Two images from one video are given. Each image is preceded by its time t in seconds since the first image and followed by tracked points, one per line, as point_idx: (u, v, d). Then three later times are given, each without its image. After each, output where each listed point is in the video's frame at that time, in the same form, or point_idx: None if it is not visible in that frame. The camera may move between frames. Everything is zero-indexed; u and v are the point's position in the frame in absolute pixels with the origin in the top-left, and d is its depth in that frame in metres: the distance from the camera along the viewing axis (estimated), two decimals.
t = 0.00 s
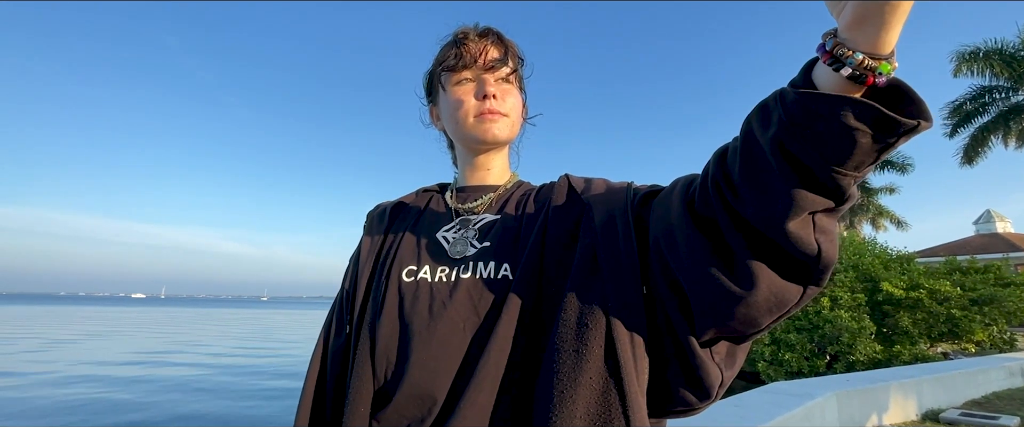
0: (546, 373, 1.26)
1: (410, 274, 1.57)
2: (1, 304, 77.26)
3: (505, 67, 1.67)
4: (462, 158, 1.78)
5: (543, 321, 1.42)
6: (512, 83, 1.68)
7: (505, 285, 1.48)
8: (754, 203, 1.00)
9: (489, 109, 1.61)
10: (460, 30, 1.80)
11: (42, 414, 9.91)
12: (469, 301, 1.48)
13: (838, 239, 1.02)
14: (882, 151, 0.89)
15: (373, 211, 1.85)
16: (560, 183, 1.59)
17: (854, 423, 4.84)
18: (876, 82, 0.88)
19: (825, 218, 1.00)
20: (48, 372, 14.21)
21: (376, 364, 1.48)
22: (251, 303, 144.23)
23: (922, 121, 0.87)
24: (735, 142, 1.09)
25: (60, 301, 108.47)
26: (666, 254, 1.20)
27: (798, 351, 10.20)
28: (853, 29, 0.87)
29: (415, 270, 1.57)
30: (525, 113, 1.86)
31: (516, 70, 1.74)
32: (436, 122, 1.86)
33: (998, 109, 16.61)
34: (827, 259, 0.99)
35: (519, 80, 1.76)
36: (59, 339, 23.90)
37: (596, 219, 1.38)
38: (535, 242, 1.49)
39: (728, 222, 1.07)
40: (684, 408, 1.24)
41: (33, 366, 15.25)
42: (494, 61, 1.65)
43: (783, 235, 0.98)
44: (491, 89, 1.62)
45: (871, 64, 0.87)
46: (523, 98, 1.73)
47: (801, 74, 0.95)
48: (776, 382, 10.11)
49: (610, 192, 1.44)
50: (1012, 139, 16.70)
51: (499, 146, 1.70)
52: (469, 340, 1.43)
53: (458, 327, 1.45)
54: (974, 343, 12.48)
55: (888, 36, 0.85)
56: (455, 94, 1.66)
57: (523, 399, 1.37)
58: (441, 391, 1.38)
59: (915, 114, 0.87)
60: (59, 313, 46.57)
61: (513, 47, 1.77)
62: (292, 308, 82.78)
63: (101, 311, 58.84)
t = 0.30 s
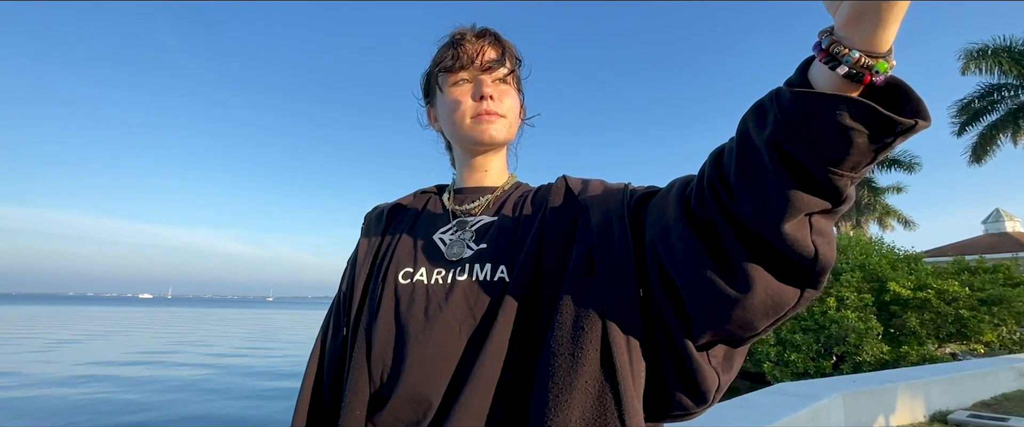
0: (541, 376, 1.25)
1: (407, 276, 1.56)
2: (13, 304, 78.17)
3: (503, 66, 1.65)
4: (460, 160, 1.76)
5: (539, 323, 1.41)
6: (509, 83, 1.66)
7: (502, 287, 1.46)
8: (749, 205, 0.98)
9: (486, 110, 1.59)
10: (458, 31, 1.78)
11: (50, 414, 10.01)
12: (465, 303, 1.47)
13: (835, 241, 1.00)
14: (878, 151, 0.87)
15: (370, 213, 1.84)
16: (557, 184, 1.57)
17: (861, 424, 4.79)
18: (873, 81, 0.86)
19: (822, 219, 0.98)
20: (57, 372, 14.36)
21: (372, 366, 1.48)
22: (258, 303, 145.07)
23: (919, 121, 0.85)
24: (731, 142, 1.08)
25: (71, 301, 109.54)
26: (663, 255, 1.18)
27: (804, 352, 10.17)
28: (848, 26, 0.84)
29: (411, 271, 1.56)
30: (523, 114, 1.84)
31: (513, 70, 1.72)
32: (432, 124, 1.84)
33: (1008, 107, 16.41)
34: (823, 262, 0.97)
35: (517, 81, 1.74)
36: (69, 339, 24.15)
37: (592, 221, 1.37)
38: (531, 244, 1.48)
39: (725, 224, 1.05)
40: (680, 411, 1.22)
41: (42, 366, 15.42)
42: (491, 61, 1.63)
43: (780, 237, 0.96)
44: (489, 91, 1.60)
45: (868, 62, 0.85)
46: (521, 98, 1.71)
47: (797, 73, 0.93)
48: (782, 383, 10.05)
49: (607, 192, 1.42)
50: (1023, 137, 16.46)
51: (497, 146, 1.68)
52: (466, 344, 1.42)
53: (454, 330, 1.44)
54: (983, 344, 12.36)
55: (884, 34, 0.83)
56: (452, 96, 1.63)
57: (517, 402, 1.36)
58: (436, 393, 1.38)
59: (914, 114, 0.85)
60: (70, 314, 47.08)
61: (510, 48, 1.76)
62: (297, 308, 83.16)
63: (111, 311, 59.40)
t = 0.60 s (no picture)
0: (535, 380, 1.23)
1: (402, 279, 1.55)
2: (27, 305, 79.16)
3: (498, 67, 1.63)
4: (457, 161, 1.74)
5: (535, 327, 1.40)
6: (505, 83, 1.64)
7: (497, 290, 1.45)
8: (745, 206, 0.96)
9: (482, 110, 1.57)
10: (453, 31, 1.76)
11: (60, 414, 10.11)
12: (459, 305, 1.45)
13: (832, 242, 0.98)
14: (874, 152, 0.84)
15: (368, 215, 1.83)
16: (554, 185, 1.56)
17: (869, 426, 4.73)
18: (869, 78, 0.83)
19: (818, 221, 0.96)
20: (69, 372, 14.54)
21: (367, 368, 1.47)
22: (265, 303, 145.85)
23: (917, 120, 0.83)
24: (727, 143, 1.05)
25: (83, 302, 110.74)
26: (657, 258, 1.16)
27: (811, 353, 10.09)
28: (844, 22, 0.82)
29: (406, 274, 1.55)
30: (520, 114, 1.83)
31: (510, 70, 1.71)
32: (430, 124, 1.82)
33: (1018, 104, 16.20)
34: (819, 265, 0.95)
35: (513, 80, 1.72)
36: (81, 340, 24.44)
37: (587, 223, 1.35)
38: (526, 246, 1.46)
39: (718, 228, 1.03)
40: (677, 416, 1.20)
41: (53, 366, 15.60)
42: (487, 61, 1.61)
43: (774, 241, 0.94)
44: (484, 93, 1.59)
45: (865, 60, 0.82)
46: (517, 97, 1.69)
47: (791, 72, 0.90)
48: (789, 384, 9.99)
49: (604, 194, 1.40)
50: None
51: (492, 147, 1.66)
52: (461, 348, 1.41)
53: (448, 334, 1.43)
54: (993, 344, 12.21)
55: (880, 32, 0.80)
56: (448, 96, 1.61)
57: (512, 406, 1.34)
58: (430, 397, 1.36)
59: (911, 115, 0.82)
60: (82, 315, 47.62)
61: (507, 47, 1.73)
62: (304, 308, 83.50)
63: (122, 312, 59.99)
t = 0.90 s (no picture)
0: (518, 390, 1.20)
1: (391, 286, 1.53)
2: (61, 305, 81.54)
3: (488, 70, 1.61)
4: (448, 165, 1.73)
5: (523, 336, 1.37)
6: (495, 85, 1.62)
7: (484, 298, 1.42)
8: (726, 215, 0.91)
9: (471, 114, 1.55)
10: (442, 34, 1.74)
11: (83, 413, 10.34)
12: (447, 313, 1.43)
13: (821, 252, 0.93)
14: (856, 156, 0.80)
15: (361, 222, 1.81)
16: (544, 190, 1.52)
17: None
18: (851, 79, 0.78)
19: (804, 230, 0.90)
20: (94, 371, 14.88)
21: (356, 376, 1.46)
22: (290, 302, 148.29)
23: (901, 123, 0.78)
24: (708, 149, 1.01)
25: (115, 302, 113.65)
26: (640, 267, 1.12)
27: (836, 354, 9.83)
28: (822, 21, 0.77)
29: (395, 281, 1.53)
30: (513, 117, 1.80)
31: (500, 73, 1.69)
32: (421, 129, 1.80)
33: None
34: (803, 276, 0.90)
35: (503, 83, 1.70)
36: (107, 340, 24.99)
37: (573, 230, 1.32)
38: (513, 254, 1.43)
39: (701, 237, 0.99)
40: None
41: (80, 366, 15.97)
42: (475, 65, 1.59)
43: (756, 250, 0.89)
44: (473, 95, 1.57)
45: (844, 59, 0.77)
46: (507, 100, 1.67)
47: (771, 73, 0.86)
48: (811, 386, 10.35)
49: (592, 200, 1.37)
50: None
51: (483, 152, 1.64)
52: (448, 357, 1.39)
53: (435, 342, 1.40)
54: None
55: (861, 28, 0.75)
56: (437, 101, 1.60)
57: (499, 418, 1.31)
58: (416, 406, 1.34)
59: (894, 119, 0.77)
60: (110, 314, 48.68)
61: (497, 50, 1.71)
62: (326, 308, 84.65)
63: (150, 311, 61.41)
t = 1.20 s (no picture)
0: (502, 405, 1.20)
1: (384, 298, 1.55)
2: (106, 305, 84.87)
3: (479, 82, 1.62)
4: (444, 175, 1.73)
5: (512, 349, 1.36)
6: (487, 96, 1.62)
7: (475, 310, 1.42)
8: (697, 233, 0.89)
9: (461, 125, 1.56)
10: (436, 46, 1.75)
11: (118, 411, 10.68)
12: (438, 324, 1.44)
13: (798, 269, 0.90)
14: (822, 174, 0.77)
15: (360, 233, 1.84)
16: (536, 200, 1.52)
17: None
18: (815, 93, 0.76)
19: (779, 247, 0.87)
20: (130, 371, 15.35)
21: (351, 389, 1.47)
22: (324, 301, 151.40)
23: (867, 139, 0.75)
24: (682, 164, 0.99)
25: (157, 302, 117.80)
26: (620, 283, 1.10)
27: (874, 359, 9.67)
28: (781, 34, 0.75)
29: (389, 293, 1.55)
30: (509, 126, 1.80)
31: (493, 82, 1.69)
32: (417, 142, 1.81)
33: None
34: (779, 294, 0.87)
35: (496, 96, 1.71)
36: (145, 340, 25.79)
37: (559, 244, 1.31)
38: (503, 266, 1.43)
39: (677, 254, 0.96)
40: None
41: (118, 365, 16.49)
42: (467, 77, 1.60)
43: (727, 269, 0.87)
44: (465, 108, 1.58)
45: (806, 73, 0.74)
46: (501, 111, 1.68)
47: (737, 88, 0.84)
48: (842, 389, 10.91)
49: (579, 212, 1.36)
50: None
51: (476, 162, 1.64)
52: (439, 370, 1.39)
53: (426, 355, 1.41)
54: None
55: (821, 41, 0.73)
56: (430, 112, 1.61)
57: None
58: (405, 420, 1.35)
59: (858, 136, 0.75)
60: (149, 316, 50.35)
61: (491, 61, 1.72)
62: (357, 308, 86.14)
63: (189, 312, 63.37)
